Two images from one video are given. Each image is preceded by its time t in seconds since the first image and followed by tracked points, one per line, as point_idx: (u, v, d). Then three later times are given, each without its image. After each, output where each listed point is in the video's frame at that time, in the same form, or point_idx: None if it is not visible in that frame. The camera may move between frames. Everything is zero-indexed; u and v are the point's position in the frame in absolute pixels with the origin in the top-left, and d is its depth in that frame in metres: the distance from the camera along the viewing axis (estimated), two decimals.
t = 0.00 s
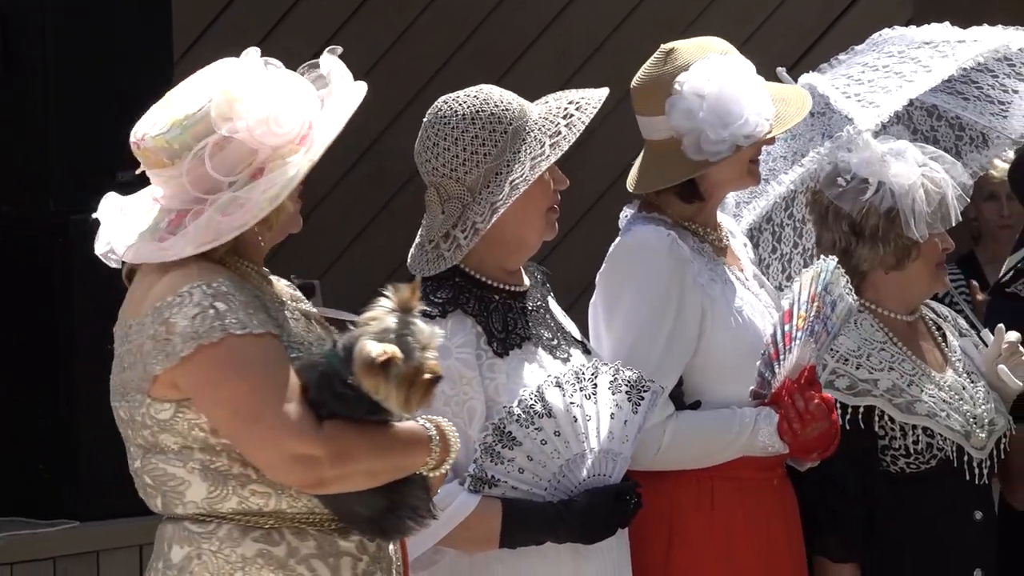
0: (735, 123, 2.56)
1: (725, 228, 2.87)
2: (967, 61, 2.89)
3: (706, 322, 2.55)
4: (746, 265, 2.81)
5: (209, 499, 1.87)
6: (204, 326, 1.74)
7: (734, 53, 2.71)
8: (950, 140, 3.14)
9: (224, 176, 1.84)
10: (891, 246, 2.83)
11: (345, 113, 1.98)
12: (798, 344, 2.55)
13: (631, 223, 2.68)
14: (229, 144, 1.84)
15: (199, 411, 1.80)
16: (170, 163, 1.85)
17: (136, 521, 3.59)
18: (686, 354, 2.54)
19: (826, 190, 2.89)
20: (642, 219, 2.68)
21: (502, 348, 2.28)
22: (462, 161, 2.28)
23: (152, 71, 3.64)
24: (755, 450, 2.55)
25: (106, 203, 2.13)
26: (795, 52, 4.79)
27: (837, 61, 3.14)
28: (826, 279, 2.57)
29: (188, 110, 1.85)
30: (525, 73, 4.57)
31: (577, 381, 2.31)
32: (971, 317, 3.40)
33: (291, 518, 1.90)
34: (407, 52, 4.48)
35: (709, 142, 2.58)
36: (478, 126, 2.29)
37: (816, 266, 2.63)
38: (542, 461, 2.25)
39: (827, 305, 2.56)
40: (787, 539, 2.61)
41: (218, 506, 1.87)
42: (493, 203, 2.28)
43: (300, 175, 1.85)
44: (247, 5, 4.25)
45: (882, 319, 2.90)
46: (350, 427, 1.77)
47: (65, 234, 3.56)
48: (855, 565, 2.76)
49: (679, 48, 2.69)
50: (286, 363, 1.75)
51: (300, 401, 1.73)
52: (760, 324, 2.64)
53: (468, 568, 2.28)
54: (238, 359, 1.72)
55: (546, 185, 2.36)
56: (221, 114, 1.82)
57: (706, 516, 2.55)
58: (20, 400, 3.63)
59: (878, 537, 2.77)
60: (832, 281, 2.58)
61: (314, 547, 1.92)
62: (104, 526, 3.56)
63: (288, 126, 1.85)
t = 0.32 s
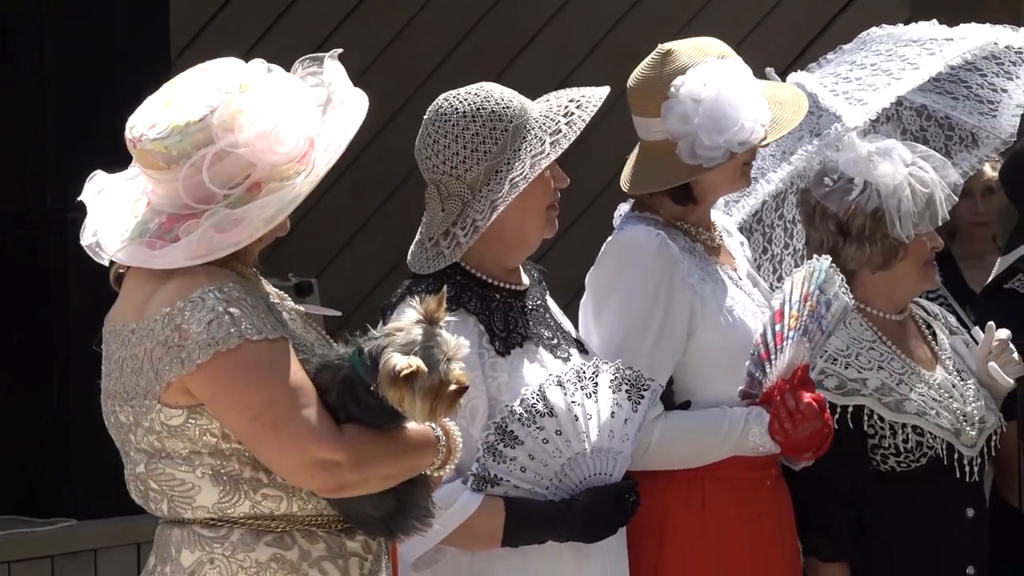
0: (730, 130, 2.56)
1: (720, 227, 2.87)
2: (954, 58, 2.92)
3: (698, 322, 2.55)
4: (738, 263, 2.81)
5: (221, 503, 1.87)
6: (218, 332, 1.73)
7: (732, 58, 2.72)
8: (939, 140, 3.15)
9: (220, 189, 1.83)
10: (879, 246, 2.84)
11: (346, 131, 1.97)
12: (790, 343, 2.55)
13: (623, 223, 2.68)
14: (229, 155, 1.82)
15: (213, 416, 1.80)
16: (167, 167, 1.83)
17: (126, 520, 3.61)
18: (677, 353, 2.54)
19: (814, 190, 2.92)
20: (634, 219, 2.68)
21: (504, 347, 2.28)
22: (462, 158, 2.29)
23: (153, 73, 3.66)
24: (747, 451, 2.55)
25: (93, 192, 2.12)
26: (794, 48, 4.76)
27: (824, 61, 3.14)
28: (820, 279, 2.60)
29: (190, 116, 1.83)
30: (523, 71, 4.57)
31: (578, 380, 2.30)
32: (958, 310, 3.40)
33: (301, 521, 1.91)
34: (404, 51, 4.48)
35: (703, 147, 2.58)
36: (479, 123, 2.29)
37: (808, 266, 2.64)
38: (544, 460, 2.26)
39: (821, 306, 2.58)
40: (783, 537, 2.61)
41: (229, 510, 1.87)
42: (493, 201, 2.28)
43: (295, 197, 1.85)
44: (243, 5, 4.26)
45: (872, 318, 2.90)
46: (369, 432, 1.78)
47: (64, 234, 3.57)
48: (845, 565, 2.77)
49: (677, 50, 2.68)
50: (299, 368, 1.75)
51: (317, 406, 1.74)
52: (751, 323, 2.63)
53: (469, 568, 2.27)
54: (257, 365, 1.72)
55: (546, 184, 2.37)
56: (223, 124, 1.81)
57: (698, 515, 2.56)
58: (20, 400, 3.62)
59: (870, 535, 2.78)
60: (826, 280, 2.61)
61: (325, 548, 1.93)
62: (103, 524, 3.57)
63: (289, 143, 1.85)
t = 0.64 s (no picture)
0: (722, 128, 2.56)
1: (714, 226, 2.87)
2: (943, 58, 2.92)
3: (690, 321, 2.55)
4: (731, 262, 2.81)
5: (191, 503, 1.87)
6: (190, 328, 1.73)
7: (726, 57, 2.72)
8: (935, 138, 3.13)
9: (205, 191, 1.83)
10: (868, 245, 2.84)
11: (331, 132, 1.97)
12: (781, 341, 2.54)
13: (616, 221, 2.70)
14: (214, 158, 1.82)
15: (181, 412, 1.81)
16: (153, 168, 1.82)
17: (111, 520, 3.59)
18: (669, 352, 2.54)
19: (804, 188, 2.92)
20: (626, 217, 2.70)
21: (507, 346, 2.28)
22: (464, 158, 2.28)
23: (152, 71, 3.66)
24: (737, 448, 2.55)
25: (81, 190, 2.11)
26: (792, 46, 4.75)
27: (816, 61, 3.12)
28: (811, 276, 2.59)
29: (176, 117, 1.82)
30: (522, 68, 4.56)
31: (581, 379, 2.30)
32: (943, 299, 3.41)
33: (272, 523, 1.91)
34: (402, 48, 4.48)
35: (694, 145, 2.58)
36: (480, 123, 2.29)
37: (800, 262, 2.64)
38: (547, 458, 2.26)
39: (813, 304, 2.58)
40: (775, 537, 2.61)
41: (199, 511, 1.88)
42: (496, 201, 2.29)
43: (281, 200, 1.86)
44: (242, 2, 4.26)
45: (863, 318, 2.89)
46: (337, 430, 1.77)
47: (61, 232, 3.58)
48: (836, 565, 2.77)
49: (670, 48, 2.68)
50: (269, 366, 1.75)
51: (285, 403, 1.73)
52: (742, 322, 2.63)
53: (472, 568, 2.26)
54: (228, 362, 1.72)
55: (547, 185, 2.37)
56: (209, 125, 1.81)
57: (690, 515, 2.56)
58: (20, 400, 3.59)
59: (861, 535, 2.77)
60: (818, 278, 2.60)
61: (296, 551, 1.93)
62: (98, 523, 3.57)
63: (275, 146, 1.85)
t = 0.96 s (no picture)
0: (717, 127, 2.57)
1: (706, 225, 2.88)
2: (937, 60, 2.93)
3: (687, 319, 2.56)
4: (726, 261, 2.82)
5: (171, 504, 1.89)
6: (163, 326, 1.76)
7: (721, 55, 2.71)
8: (925, 135, 3.14)
9: (179, 190, 1.84)
10: (859, 243, 2.86)
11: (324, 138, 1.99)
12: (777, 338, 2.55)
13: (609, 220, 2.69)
14: (193, 158, 1.84)
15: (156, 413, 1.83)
16: (136, 162, 1.85)
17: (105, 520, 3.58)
18: (666, 351, 2.54)
19: (796, 187, 2.92)
20: (620, 216, 2.70)
21: (503, 345, 2.29)
22: (460, 157, 2.28)
23: (151, 70, 3.65)
24: (733, 446, 2.55)
25: (87, 181, 2.08)
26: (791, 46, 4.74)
27: (807, 60, 3.12)
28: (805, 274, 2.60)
29: (160, 113, 1.84)
30: (520, 67, 4.56)
31: (577, 377, 2.30)
32: (938, 299, 3.43)
33: (253, 524, 1.92)
34: (401, 48, 4.48)
35: (689, 144, 2.58)
36: (476, 123, 2.29)
37: (794, 261, 2.65)
38: (544, 457, 2.27)
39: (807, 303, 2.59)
40: (773, 535, 2.62)
41: (180, 512, 1.90)
42: (492, 201, 2.29)
43: (250, 203, 1.85)
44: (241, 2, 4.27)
45: (855, 317, 2.90)
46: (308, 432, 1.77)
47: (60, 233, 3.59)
48: (828, 565, 2.78)
49: (665, 47, 2.68)
50: (238, 366, 1.77)
51: (252, 402, 1.75)
52: (738, 321, 2.64)
53: (471, 567, 2.28)
54: (197, 361, 1.75)
55: (543, 185, 2.38)
56: (189, 124, 1.83)
57: (688, 514, 2.56)
58: (20, 400, 3.62)
59: (853, 536, 2.77)
60: (811, 275, 2.61)
61: (278, 552, 1.93)
62: (94, 522, 3.57)
63: (251, 153, 1.85)
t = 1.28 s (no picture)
0: (722, 126, 2.57)
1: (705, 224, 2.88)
2: (926, 58, 2.96)
3: (688, 318, 2.55)
4: (725, 260, 2.82)
5: (167, 497, 1.90)
6: (153, 318, 1.78)
7: (724, 55, 2.72)
8: (920, 138, 3.13)
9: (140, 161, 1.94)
10: (848, 239, 2.87)
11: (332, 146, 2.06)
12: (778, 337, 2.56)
13: (610, 220, 2.69)
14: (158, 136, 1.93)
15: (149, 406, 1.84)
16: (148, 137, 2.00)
17: (104, 519, 3.57)
18: (667, 351, 2.54)
19: (784, 185, 2.96)
20: (620, 215, 2.69)
21: (499, 345, 2.29)
22: (457, 157, 2.28)
23: (152, 69, 3.65)
24: (734, 446, 2.55)
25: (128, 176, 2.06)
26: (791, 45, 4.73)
27: (798, 61, 3.12)
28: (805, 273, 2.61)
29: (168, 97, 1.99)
30: (520, 66, 4.55)
31: (574, 377, 2.29)
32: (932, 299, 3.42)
33: (246, 519, 1.90)
34: (401, 47, 4.48)
35: (693, 143, 2.58)
36: (474, 122, 2.29)
37: (795, 261, 2.64)
38: (540, 457, 2.27)
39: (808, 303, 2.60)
40: (772, 533, 2.62)
41: (174, 505, 1.90)
42: (489, 200, 2.29)
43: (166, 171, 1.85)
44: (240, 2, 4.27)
45: (846, 316, 2.92)
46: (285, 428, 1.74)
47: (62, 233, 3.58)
48: (822, 565, 2.76)
49: (668, 46, 2.68)
50: (225, 358, 1.77)
51: (230, 393, 1.74)
52: (740, 320, 2.65)
53: (468, 567, 2.29)
54: (183, 352, 1.76)
55: (542, 183, 2.37)
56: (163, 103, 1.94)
57: (687, 514, 2.56)
58: (19, 400, 3.59)
59: (849, 537, 2.77)
60: (811, 276, 2.62)
61: (269, 548, 1.91)
62: (94, 521, 3.57)
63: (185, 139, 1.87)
